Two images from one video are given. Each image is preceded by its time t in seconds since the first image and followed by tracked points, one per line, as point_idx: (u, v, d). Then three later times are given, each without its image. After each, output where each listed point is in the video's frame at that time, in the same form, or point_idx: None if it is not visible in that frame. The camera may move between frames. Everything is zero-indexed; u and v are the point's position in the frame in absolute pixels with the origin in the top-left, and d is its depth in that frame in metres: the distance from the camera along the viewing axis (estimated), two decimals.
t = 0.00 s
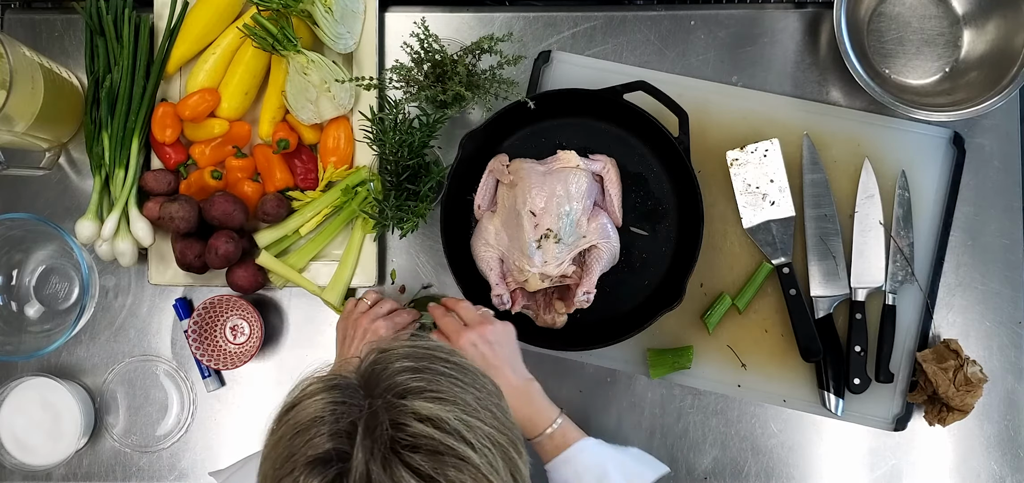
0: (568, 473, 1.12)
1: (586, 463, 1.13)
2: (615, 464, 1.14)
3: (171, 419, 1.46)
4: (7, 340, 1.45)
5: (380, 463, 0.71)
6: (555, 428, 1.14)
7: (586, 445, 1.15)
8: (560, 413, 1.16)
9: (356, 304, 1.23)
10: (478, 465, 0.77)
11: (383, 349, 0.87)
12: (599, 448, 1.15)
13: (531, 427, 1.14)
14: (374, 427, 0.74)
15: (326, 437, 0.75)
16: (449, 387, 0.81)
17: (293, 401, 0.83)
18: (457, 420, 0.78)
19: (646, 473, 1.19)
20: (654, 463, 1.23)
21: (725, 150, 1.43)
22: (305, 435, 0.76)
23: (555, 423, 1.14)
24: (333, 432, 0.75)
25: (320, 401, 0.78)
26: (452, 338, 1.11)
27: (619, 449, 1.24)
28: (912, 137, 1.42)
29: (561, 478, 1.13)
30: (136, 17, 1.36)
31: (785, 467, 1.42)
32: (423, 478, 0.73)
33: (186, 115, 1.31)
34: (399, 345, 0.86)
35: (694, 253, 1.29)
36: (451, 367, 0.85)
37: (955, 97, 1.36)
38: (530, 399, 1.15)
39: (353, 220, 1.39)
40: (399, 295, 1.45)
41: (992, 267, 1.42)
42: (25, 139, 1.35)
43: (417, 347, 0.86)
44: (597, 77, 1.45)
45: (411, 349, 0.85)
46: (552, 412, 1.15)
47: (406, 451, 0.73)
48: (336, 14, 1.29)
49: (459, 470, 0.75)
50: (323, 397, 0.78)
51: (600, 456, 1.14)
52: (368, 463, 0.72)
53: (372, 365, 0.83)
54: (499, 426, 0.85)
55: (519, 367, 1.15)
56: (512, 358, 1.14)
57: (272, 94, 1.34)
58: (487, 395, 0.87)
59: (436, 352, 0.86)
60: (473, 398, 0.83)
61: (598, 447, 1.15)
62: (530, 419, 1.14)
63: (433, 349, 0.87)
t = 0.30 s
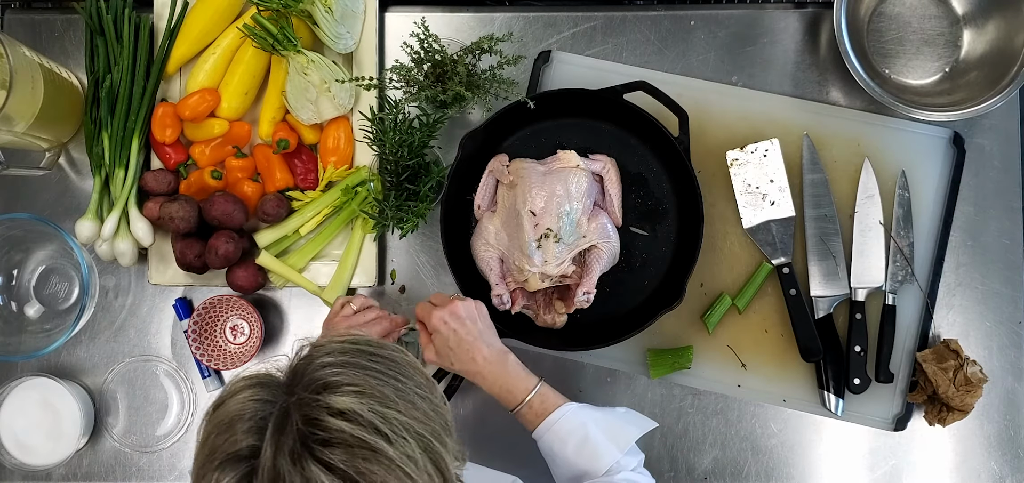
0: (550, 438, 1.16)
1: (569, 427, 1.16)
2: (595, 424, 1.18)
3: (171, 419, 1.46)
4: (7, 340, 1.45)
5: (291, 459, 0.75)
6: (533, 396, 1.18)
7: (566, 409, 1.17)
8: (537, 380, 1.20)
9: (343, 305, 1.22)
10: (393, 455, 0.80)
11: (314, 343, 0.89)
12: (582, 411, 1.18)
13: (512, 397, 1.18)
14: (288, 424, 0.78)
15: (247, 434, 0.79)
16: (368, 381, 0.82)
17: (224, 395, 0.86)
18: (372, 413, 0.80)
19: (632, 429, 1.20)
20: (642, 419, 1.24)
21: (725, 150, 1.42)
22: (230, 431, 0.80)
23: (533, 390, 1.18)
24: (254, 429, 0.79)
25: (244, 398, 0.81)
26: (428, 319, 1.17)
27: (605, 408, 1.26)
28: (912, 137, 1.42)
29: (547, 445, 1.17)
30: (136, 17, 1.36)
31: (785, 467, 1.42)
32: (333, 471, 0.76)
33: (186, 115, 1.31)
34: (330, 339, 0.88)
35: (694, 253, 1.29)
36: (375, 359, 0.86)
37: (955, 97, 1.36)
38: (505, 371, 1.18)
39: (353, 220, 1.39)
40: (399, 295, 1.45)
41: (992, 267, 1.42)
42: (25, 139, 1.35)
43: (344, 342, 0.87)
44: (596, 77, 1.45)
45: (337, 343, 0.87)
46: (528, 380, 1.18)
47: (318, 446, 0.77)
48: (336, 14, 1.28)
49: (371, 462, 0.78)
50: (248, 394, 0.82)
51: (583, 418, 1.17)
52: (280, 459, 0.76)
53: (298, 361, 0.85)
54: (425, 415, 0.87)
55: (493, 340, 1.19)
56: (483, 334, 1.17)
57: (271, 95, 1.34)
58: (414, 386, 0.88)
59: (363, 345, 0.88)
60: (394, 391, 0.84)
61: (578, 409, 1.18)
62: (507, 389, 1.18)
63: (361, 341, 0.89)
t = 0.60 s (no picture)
0: (549, 435, 1.16)
1: (565, 421, 1.16)
2: (593, 417, 1.17)
3: (171, 419, 1.46)
4: (7, 340, 1.45)
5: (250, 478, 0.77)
6: (528, 393, 1.19)
7: (562, 404, 1.18)
8: (531, 378, 1.20)
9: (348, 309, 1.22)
10: None
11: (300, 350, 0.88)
12: (578, 405, 1.18)
13: (509, 395, 1.19)
14: (253, 441, 0.79)
15: (216, 444, 0.81)
16: (337, 404, 0.82)
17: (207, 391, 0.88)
18: (335, 439, 0.79)
19: (632, 419, 1.18)
20: (642, 410, 1.22)
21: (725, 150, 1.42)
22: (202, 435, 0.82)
23: (529, 387, 1.19)
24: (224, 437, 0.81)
25: (219, 404, 0.82)
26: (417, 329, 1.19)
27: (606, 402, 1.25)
28: (912, 137, 1.42)
29: (547, 442, 1.17)
30: (136, 17, 1.36)
31: (785, 467, 1.42)
32: None
33: (186, 115, 1.31)
34: (316, 349, 0.88)
35: (694, 253, 1.29)
36: (353, 379, 0.85)
37: (955, 97, 1.36)
38: (497, 372, 1.19)
39: (353, 220, 1.39)
40: (399, 295, 1.45)
41: (992, 267, 1.42)
42: (25, 139, 1.35)
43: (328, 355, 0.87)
44: (596, 77, 1.45)
45: (321, 357, 0.86)
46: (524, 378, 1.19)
47: (277, 469, 0.77)
48: (336, 14, 1.28)
49: None
50: (223, 400, 0.83)
51: (580, 412, 1.17)
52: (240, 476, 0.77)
53: (277, 369, 0.86)
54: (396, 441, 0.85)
55: (483, 343, 1.21)
56: (470, 338, 1.19)
57: (271, 95, 1.34)
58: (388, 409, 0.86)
59: (346, 359, 0.87)
60: (364, 415, 0.83)
61: (575, 404, 1.18)
62: (500, 390, 1.19)
63: (346, 355, 0.88)
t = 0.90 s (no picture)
0: (540, 442, 1.17)
1: (557, 428, 1.16)
2: (585, 424, 1.17)
3: (171, 419, 1.46)
4: (7, 340, 1.45)
5: None
6: (520, 400, 1.19)
7: (554, 411, 1.18)
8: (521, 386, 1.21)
9: (342, 311, 1.22)
10: None
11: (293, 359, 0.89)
12: (570, 411, 1.18)
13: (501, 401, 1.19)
14: (245, 452, 0.79)
15: (209, 455, 0.81)
16: (329, 416, 0.82)
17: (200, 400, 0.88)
18: (326, 453, 0.79)
19: (624, 425, 1.19)
20: (633, 415, 1.23)
21: (725, 150, 1.42)
22: (195, 446, 0.82)
23: (520, 394, 1.19)
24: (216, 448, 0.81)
25: (212, 414, 0.83)
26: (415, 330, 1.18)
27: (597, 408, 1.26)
28: (912, 136, 1.42)
29: (540, 449, 1.17)
30: (136, 17, 1.36)
31: (785, 467, 1.42)
32: None
33: (186, 115, 1.31)
34: (309, 358, 0.88)
35: (694, 253, 1.29)
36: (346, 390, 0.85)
37: (955, 97, 1.36)
38: (489, 379, 1.19)
39: (353, 220, 1.39)
40: (399, 295, 1.45)
41: (992, 267, 1.42)
42: (25, 139, 1.35)
43: (321, 364, 0.87)
44: (596, 77, 1.45)
45: (314, 367, 0.86)
46: (514, 386, 1.20)
47: None
48: (336, 14, 1.28)
49: None
50: (216, 410, 0.83)
51: (572, 419, 1.17)
52: None
53: (271, 379, 0.86)
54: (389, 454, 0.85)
55: (477, 349, 1.20)
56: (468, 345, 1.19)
57: (271, 95, 1.34)
58: (381, 420, 0.87)
59: (339, 368, 0.88)
60: (356, 427, 0.83)
61: (567, 410, 1.18)
62: (493, 396, 1.19)
63: (338, 365, 0.88)
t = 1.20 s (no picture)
0: (547, 446, 1.17)
1: (564, 434, 1.16)
2: (592, 432, 1.18)
3: (171, 419, 1.46)
4: (7, 340, 1.45)
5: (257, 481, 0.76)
6: (530, 403, 1.19)
7: (563, 417, 1.19)
8: (532, 389, 1.20)
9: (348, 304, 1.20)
10: None
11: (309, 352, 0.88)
12: (578, 419, 1.19)
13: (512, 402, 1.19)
14: (260, 443, 0.78)
15: (224, 444, 0.81)
16: (346, 409, 0.81)
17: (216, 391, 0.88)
18: (342, 445, 0.79)
19: (630, 437, 1.21)
20: (639, 428, 1.25)
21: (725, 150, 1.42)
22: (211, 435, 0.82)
23: (531, 398, 1.19)
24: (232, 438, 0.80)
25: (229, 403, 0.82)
26: (433, 319, 1.15)
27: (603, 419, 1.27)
28: (912, 137, 1.42)
29: (544, 454, 1.17)
30: (136, 17, 1.36)
31: (785, 467, 1.42)
32: None
33: (186, 115, 1.31)
34: (325, 351, 0.88)
35: (694, 253, 1.29)
36: (362, 383, 0.85)
37: (955, 97, 1.36)
38: (502, 380, 1.18)
39: (353, 220, 1.39)
40: (399, 295, 1.45)
41: (992, 267, 1.42)
42: (26, 139, 1.35)
43: (338, 357, 0.87)
44: (596, 77, 1.45)
45: (331, 359, 0.86)
46: (528, 388, 1.20)
47: (283, 473, 0.77)
48: (336, 14, 1.28)
49: None
50: (232, 399, 0.82)
51: (579, 427, 1.18)
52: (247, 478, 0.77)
53: (287, 371, 0.86)
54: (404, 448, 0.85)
55: (491, 348, 1.19)
56: (484, 343, 1.17)
57: (271, 95, 1.34)
58: (396, 414, 0.87)
59: (356, 361, 0.87)
60: (372, 419, 0.83)
61: (575, 417, 1.19)
62: (503, 397, 1.19)
63: (355, 358, 0.88)
